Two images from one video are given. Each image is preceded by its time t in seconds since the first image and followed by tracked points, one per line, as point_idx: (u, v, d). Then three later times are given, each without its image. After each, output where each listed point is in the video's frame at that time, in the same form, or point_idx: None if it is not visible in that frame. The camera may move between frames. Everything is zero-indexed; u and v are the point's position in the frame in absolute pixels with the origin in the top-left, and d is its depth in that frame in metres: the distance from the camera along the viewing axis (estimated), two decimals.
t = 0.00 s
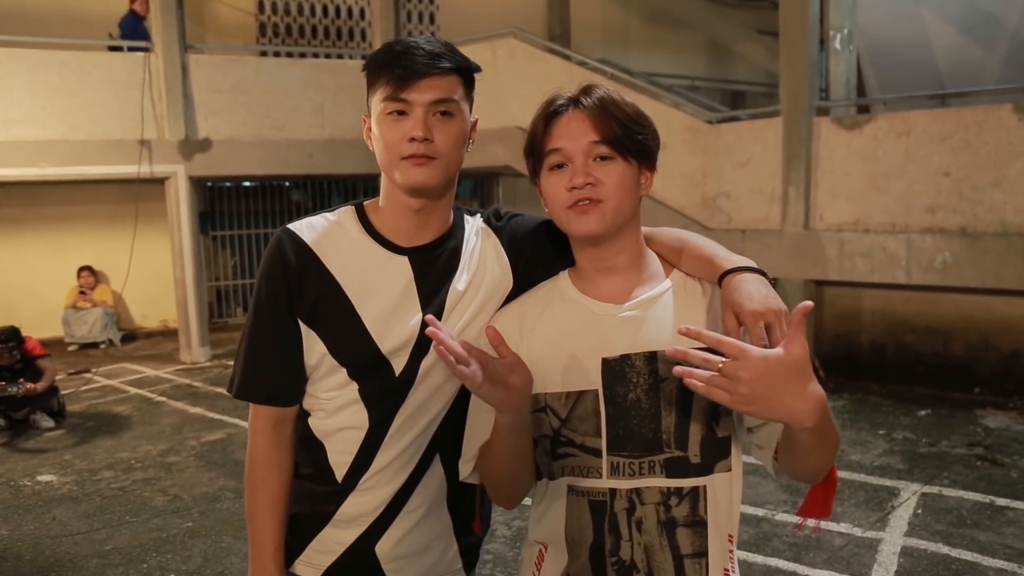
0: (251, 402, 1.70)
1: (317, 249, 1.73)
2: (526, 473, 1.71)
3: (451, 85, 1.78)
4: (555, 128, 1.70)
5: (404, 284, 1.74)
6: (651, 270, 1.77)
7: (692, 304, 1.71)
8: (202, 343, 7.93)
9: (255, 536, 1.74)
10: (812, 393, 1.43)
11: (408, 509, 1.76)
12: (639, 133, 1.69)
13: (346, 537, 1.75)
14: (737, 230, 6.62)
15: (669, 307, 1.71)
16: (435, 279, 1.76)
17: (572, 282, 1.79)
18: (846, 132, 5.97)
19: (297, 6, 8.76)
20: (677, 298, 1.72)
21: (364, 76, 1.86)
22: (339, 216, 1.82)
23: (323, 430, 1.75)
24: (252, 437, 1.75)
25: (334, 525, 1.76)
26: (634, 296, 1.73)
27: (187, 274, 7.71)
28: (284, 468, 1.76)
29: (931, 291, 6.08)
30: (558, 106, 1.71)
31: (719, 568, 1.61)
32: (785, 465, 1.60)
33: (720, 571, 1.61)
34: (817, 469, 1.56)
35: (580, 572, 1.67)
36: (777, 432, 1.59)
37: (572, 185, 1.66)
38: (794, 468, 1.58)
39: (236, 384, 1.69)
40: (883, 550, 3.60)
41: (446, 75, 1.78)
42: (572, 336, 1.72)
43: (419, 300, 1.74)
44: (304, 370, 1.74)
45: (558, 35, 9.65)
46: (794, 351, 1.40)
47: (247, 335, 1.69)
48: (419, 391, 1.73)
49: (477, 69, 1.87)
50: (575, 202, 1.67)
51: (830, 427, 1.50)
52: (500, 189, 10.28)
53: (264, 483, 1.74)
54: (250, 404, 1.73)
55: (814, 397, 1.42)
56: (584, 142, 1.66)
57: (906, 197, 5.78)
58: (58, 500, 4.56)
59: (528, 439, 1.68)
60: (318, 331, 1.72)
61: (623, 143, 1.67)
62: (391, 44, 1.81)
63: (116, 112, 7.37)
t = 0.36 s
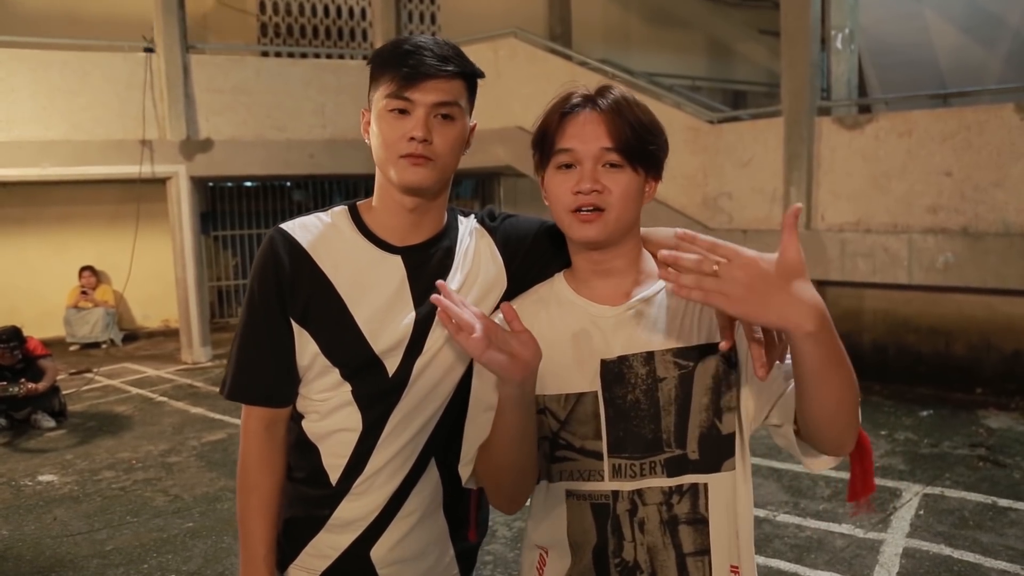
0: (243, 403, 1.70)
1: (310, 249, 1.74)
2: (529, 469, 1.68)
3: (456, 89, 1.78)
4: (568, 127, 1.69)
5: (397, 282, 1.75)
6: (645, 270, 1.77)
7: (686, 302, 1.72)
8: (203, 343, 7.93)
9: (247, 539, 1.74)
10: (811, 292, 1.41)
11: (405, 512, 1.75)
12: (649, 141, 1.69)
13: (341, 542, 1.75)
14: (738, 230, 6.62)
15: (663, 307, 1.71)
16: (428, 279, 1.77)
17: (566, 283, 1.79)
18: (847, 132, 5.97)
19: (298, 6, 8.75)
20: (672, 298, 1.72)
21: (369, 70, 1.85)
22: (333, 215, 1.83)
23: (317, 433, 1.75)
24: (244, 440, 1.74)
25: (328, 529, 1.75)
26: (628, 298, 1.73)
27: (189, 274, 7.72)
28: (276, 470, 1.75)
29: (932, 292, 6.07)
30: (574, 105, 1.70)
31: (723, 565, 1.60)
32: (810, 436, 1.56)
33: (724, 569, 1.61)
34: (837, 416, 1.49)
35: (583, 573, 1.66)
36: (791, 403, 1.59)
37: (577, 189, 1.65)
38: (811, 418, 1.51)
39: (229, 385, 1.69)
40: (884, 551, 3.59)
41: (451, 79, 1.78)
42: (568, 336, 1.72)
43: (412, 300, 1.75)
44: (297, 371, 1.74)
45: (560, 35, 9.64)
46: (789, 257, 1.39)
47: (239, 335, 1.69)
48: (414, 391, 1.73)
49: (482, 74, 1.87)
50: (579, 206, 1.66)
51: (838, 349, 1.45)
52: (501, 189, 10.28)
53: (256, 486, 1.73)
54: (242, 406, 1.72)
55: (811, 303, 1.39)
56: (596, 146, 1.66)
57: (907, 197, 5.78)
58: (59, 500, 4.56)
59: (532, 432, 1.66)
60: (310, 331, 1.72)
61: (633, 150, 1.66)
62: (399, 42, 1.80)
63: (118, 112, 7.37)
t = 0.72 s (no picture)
0: (237, 404, 1.70)
1: (304, 248, 1.74)
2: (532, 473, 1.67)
3: (449, 90, 1.78)
4: (569, 130, 1.68)
5: (392, 282, 1.75)
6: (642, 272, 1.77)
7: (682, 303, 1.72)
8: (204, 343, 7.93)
9: (240, 539, 1.73)
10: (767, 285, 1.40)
11: (402, 513, 1.75)
12: (650, 144, 1.68)
13: (336, 544, 1.74)
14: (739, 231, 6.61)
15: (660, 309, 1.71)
16: (423, 279, 1.77)
17: (564, 284, 1.78)
18: (849, 133, 5.96)
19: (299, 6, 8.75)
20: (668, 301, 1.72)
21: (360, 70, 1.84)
22: (327, 216, 1.82)
23: (311, 434, 1.75)
24: (238, 441, 1.74)
25: (323, 532, 1.75)
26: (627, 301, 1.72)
27: (190, 274, 7.71)
28: (270, 471, 1.76)
29: (933, 293, 6.07)
30: (577, 107, 1.69)
31: (724, 567, 1.60)
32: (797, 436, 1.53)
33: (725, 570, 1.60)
34: (820, 413, 1.46)
35: None
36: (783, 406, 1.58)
37: (579, 194, 1.65)
38: (795, 417, 1.47)
39: (223, 387, 1.69)
40: (884, 553, 3.59)
41: (446, 80, 1.77)
42: (563, 339, 1.72)
43: (407, 299, 1.75)
44: (291, 372, 1.74)
45: (561, 35, 9.64)
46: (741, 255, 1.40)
47: (233, 336, 1.69)
48: (408, 393, 1.72)
49: (475, 73, 1.87)
50: (580, 211, 1.66)
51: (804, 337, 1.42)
52: (502, 190, 10.28)
53: (250, 486, 1.73)
54: (235, 406, 1.72)
55: (770, 298, 1.38)
56: (598, 150, 1.65)
57: (908, 198, 5.77)
58: (58, 501, 4.56)
59: (533, 434, 1.66)
60: (304, 331, 1.72)
61: (635, 155, 1.66)
62: (393, 43, 1.80)
63: (118, 112, 7.37)
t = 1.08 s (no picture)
0: (232, 406, 1.70)
1: (300, 247, 1.74)
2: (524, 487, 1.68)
3: (444, 89, 1.78)
4: (557, 140, 1.68)
5: (388, 283, 1.75)
6: (640, 277, 1.77)
7: (679, 308, 1.73)
8: (201, 343, 7.91)
9: (234, 540, 1.73)
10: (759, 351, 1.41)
11: (396, 516, 1.75)
12: (644, 149, 1.68)
13: (331, 546, 1.74)
14: (736, 232, 6.61)
15: (657, 313, 1.71)
16: (420, 279, 1.77)
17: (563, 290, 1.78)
18: (846, 134, 5.97)
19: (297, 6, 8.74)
20: (665, 305, 1.73)
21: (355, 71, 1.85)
22: (323, 216, 1.82)
23: (306, 435, 1.74)
24: (233, 443, 1.74)
25: (318, 533, 1.75)
26: (624, 307, 1.73)
27: (187, 274, 7.70)
28: (266, 472, 1.75)
29: (930, 293, 6.08)
30: (565, 114, 1.69)
31: None
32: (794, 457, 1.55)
33: None
34: (821, 444, 1.50)
35: None
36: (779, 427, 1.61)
37: (568, 205, 1.65)
38: (798, 452, 1.52)
39: (217, 388, 1.69)
40: (881, 553, 3.60)
41: (440, 79, 1.77)
42: (560, 344, 1.71)
43: (403, 300, 1.75)
44: (286, 372, 1.73)
45: (559, 36, 9.64)
46: (725, 325, 1.41)
47: (228, 337, 1.69)
48: (403, 397, 1.72)
49: (471, 71, 1.87)
50: (571, 222, 1.67)
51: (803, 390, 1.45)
52: (500, 190, 10.29)
53: (245, 487, 1.73)
54: (230, 408, 1.72)
55: (762, 364, 1.39)
56: (588, 159, 1.65)
57: (905, 199, 5.78)
58: (54, 501, 4.55)
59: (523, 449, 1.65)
60: (300, 332, 1.72)
61: (626, 162, 1.65)
62: (386, 42, 1.80)
63: (116, 112, 7.36)
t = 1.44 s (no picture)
0: (232, 411, 1.70)
1: (299, 249, 1.73)
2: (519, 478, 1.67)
3: (443, 89, 1.77)
4: (568, 124, 1.68)
5: (388, 283, 1.75)
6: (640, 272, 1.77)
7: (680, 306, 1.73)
8: (195, 345, 7.89)
9: (237, 546, 1.74)
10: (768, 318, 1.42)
11: (399, 518, 1.75)
12: (651, 142, 1.68)
13: (334, 550, 1.74)
14: (732, 232, 6.62)
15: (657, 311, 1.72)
16: (420, 280, 1.77)
17: (562, 285, 1.77)
18: (841, 134, 5.99)
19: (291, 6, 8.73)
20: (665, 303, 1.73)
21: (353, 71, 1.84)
22: (321, 217, 1.82)
23: (308, 438, 1.74)
24: (234, 449, 1.74)
25: (321, 538, 1.74)
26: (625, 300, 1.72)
27: (181, 275, 7.68)
28: (266, 478, 1.76)
29: (925, 293, 6.10)
30: (575, 101, 1.69)
31: (714, 568, 1.61)
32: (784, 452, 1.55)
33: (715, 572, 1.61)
34: (811, 434, 1.50)
35: None
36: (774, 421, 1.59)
37: (578, 191, 1.65)
38: (785, 438, 1.51)
39: (217, 393, 1.69)
40: (878, 552, 3.60)
41: (438, 79, 1.77)
42: (558, 342, 1.71)
43: (404, 301, 1.75)
44: (287, 376, 1.73)
45: (554, 36, 9.64)
46: (738, 284, 1.41)
47: (227, 341, 1.69)
48: (405, 397, 1.72)
49: (469, 72, 1.86)
50: (580, 209, 1.66)
51: (800, 369, 1.46)
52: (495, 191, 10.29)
53: (247, 493, 1.74)
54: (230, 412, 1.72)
55: (763, 329, 1.39)
56: (598, 146, 1.65)
57: (900, 199, 5.80)
58: (48, 504, 4.52)
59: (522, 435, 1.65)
60: (300, 335, 1.71)
61: (635, 151, 1.66)
62: (384, 42, 1.79)
63: (109, 112, 7.33)
